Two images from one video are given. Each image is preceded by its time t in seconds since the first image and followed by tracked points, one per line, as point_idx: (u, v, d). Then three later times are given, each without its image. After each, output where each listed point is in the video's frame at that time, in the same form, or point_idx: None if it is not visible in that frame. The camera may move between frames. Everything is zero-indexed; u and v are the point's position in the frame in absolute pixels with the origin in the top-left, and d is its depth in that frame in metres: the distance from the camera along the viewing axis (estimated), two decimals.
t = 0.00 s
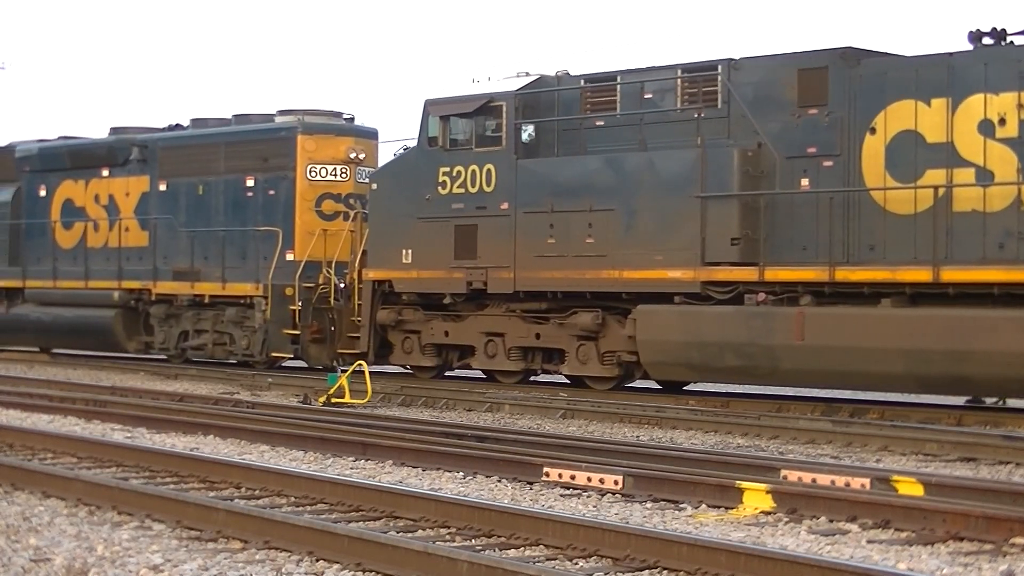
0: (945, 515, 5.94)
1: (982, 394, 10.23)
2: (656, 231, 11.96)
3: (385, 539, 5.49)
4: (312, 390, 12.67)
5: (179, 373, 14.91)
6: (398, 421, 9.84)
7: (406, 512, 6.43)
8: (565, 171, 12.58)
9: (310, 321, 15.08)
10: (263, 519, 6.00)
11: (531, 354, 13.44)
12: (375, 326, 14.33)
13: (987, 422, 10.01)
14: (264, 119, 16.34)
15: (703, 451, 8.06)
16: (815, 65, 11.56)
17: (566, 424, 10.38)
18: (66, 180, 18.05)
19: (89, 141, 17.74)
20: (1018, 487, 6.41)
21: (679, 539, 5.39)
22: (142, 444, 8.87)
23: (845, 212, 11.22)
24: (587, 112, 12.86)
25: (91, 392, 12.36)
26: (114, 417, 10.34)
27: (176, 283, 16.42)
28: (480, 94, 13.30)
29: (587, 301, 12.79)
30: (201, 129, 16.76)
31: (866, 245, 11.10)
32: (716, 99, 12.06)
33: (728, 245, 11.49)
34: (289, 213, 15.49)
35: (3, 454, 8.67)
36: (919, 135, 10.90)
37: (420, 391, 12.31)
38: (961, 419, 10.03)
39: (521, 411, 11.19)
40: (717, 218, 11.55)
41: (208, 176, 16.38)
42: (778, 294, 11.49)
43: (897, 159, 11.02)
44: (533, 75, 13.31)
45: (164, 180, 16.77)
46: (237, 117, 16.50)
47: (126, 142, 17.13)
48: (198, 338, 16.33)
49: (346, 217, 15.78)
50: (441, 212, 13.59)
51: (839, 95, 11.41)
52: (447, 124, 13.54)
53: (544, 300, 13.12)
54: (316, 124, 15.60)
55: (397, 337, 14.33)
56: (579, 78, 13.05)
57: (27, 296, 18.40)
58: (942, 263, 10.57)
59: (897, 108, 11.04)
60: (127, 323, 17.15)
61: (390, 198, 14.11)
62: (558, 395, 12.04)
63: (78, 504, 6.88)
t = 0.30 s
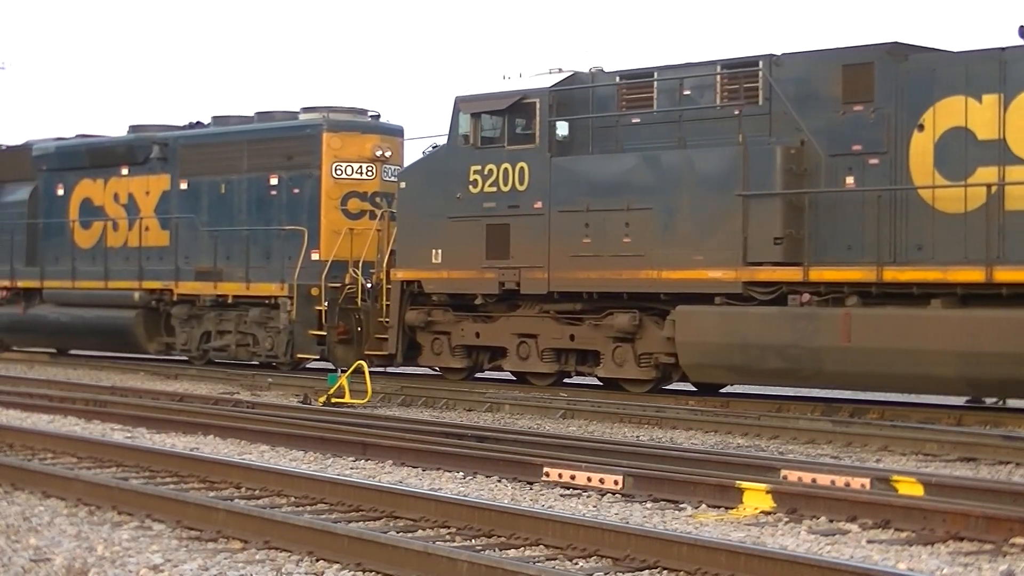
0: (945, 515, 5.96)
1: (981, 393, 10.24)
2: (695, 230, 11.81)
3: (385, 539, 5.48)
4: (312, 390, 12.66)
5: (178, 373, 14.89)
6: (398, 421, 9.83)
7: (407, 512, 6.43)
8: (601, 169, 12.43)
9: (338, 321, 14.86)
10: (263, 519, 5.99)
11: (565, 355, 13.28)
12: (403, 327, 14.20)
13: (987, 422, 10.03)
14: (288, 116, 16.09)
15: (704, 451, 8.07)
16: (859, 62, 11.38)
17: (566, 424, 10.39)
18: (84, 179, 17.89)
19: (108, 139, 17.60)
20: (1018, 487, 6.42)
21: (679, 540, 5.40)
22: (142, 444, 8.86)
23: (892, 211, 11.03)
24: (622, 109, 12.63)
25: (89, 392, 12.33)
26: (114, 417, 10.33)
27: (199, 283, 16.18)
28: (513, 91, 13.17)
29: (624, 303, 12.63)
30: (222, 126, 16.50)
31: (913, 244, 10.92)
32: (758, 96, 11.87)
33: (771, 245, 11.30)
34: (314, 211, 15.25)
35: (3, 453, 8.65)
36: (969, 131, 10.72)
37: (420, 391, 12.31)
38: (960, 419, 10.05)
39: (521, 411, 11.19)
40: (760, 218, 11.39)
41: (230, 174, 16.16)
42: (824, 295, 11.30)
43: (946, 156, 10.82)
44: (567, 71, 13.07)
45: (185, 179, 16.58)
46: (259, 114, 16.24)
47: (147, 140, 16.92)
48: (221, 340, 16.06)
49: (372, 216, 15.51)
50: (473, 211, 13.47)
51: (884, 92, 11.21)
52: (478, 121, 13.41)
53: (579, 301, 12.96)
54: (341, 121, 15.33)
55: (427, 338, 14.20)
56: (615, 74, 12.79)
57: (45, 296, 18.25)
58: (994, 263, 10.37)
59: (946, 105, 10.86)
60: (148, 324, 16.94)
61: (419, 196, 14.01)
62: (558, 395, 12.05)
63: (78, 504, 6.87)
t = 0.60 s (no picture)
0: (945, 515, 5.97)
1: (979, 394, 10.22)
2: (737, 229, 11.49)
3: (386, 539, 5.48)
4: (311, 390, 12.65)
5: (177, 373, 14.87)
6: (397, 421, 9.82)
7: (407, 512, 6.43)
8: (637, 167, 12.11)
9: (364, 322, 14.47)
10: (263, 519, 5.99)
11: (600, 357, 12.94)
12: (432, 328, 13.94)
13: (986, 422, 10.05)
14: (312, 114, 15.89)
15: (705, 451, 8.07)
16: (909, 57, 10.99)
17: (566, 424, 10.39)
18: (103, 178, 17.67)
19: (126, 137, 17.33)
20: (1019, 487, 6.44)
21: (680, 540, 5.40)
22: (142, 444, 8.85)
23: (941, 209, 10.69)
24: (658, 107, 12.33)
25: (88, 392, 12.30)
26: (114, 417, 10.31)
27: (221, 284, 15.93)
28: (546, 89, 12.85)
29: (662, 304, 12.36)
30: (244, 124, 16.28)
31: (964, 244, 10.56)
32: (801, 92, 11.51)
33: (815, 244, 11.03)
34: (340, 210, 14.98)
35: (3, 454, 8.63)
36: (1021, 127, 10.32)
37: (420, 391, 12.30)
38: (960, 419, 10.07)
39: (521, 411, 11.19)
40: (804, 216, 11.08)
41: (253, 173, 15.91)
42: (871, 296, 10.96)
43: (997, 154, 10.44)
44: (601, 68, 12.81)
45: (206, 178, 16.36)
46: (282, 112, 16.03)
47: (167, 138, 16.67)
48: (243, 341, 15.84)
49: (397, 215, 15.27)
50: (505, 210, 13.16)
51: (932, 86, 10.87)
52: (510, 119, 13.10)
53: (614, 301, 12.64)
54: (366, 119, 15.09)
55: (456, 339, 13.91)
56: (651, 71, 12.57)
57: (62, 296, 18.01)
58: None
59: (997, 101, 10.49)
60: (170, 325, 16.68)
61: (448, 195, 13.71)
62: (558, 395, 12.06)
63: (78, 504, 6.86)
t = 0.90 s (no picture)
0: (945, 515, 5.96)
1: (978, 393, 10.20)
2: (779, 228, 11.16)
3: (385, 539, 5.48)
4: (312, 390, 12.65)
5: (177, 373, 14.87)
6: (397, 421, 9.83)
7: (407, 512, 6.43)
8: (675, 165, 11.77)
9: (392, 323, 14.29)
10: (263, 519, 5.98)
11: (635, 359, 12.61)
12: (461, 329, 13.61)
13: (987, 422, 10.05)
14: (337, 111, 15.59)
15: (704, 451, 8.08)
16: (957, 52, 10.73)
17: (566, 425, 10.39)
18: (121, 176, 17.29)
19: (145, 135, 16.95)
20: (1019, 487, 6.44)
21: (679, 540, 5.40)
22: (142, 444, 8.85)
23: (990, 208, 10.43)
24: (696, 103, 12.03)
25: (89, 392, 12.30)
26: (114, 417, 10.31)
27: (244, 284, 15.62)
28: (581, 85, 12.51)
29: (701, 305, 12.03)
30: (267, 121, 15.98)
31: (1015, 244, 10.30)
32: (844, 89, 11.22)
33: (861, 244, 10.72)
34: (366, 209, 14.70)
35: (3, 453, 8.63)
36: None
37: (420, 391, 12.30)
38: (960, 419, 10.07)
39: (521, 411, 11.19)
40: (850, 215, 10.76)
41: (276, 171, 15.61)
42: (918, 296, 10.67)
43: None
44: (636, 64, 12.49)
45: (228, 176, 16.07)
46: (305, 109, 15.73)
47: (188, 137, 16.36)
48: (267, 342, 15.56)
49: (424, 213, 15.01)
50: (538, 209, 12.80)
51: (982, 82, 10.61)
52: (543, 116, 12.74)
53: (652, 302, 12.32)
54: (393, 116, 14.82)
55: (487, 341, 13.58)
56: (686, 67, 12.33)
57: (81, 297, 17.65)
58: None
59: None
60: (192, 327, 16.35)
61: (477, 193, 13.36)
62: (558, 395, 12.07)
63: (78, 504, 6.86)
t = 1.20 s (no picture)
0: (945, 515, 5.96)
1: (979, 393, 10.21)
2: (822, 227, 10.89)
3: (386, 539, 5.47)
4: (312, 390, 12.66)
5: (178, 373, 14.88)
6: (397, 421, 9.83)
7: (406, 512, 6.43)
8: (714, 163, 11.50)
9: (420, 324, 13.90)
10: (263, 519, 5.99)
11: (671, 361, 12.28)
12: (492, 329, 13.29)
13: (987, 422, 10.05)
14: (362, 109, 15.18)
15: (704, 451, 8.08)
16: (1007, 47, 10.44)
17: (566, 425, 10.39)
18: (141, 175, 16.98)
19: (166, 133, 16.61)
20: (1018, 487, 6.43)
21: (679, 540, 5.40)
22: (142, 444, 8.86)
23: None
24: (736, 101, 11.74)
25: (89, 392, 12.31)
26: (115, 417, 10.31)
27: (269, 284, 15.27)
28: (618, 81, 12.20)
29: (741, 305, 11.74)
30: (291, 119, 15.60)
31: None
32: (889, 85, 10.94)
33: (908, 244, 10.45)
34: (394, 207, 14.37)
35: (3, 453, 8.64)
36: None
37: (420, 391, 12.31)
38: (961, 419, 10.06)
39: (522, 411, 11.19)
40: (896, 214, 10.50)
41: (301, 170, 15.28)
42: (967, 297, 10.39)
43: None
44: (671, 60, 12.24)
45: (252, 175, 15.73)
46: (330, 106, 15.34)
47: (210, 134, 16.00)
48: (292, 343, 15.23)
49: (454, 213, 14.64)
50: (571, 208, 12.50)
51: None
52: (577, 113, 12.45)
53: (689, 303, 12.03)
54: (421, 113, 14.48)
55: (518, 342, 13.22)
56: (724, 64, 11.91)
57: (100, 297, 17.31)
58: None
59: None
60: (213, 328, 16.01)
61: (507, 193, 13.06)
62: (558, 395, 12.08)
63: (78, 504, 6.87)
